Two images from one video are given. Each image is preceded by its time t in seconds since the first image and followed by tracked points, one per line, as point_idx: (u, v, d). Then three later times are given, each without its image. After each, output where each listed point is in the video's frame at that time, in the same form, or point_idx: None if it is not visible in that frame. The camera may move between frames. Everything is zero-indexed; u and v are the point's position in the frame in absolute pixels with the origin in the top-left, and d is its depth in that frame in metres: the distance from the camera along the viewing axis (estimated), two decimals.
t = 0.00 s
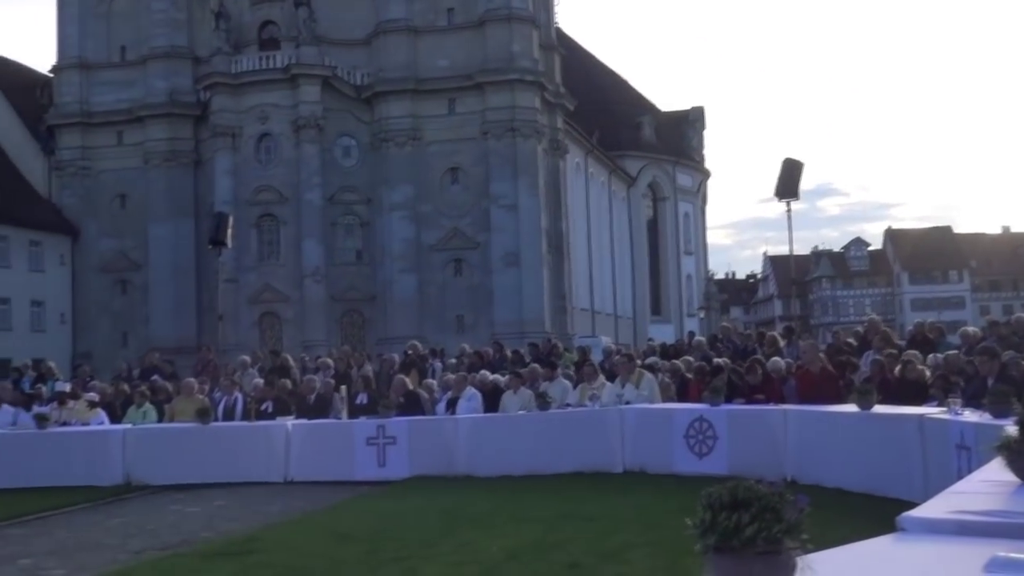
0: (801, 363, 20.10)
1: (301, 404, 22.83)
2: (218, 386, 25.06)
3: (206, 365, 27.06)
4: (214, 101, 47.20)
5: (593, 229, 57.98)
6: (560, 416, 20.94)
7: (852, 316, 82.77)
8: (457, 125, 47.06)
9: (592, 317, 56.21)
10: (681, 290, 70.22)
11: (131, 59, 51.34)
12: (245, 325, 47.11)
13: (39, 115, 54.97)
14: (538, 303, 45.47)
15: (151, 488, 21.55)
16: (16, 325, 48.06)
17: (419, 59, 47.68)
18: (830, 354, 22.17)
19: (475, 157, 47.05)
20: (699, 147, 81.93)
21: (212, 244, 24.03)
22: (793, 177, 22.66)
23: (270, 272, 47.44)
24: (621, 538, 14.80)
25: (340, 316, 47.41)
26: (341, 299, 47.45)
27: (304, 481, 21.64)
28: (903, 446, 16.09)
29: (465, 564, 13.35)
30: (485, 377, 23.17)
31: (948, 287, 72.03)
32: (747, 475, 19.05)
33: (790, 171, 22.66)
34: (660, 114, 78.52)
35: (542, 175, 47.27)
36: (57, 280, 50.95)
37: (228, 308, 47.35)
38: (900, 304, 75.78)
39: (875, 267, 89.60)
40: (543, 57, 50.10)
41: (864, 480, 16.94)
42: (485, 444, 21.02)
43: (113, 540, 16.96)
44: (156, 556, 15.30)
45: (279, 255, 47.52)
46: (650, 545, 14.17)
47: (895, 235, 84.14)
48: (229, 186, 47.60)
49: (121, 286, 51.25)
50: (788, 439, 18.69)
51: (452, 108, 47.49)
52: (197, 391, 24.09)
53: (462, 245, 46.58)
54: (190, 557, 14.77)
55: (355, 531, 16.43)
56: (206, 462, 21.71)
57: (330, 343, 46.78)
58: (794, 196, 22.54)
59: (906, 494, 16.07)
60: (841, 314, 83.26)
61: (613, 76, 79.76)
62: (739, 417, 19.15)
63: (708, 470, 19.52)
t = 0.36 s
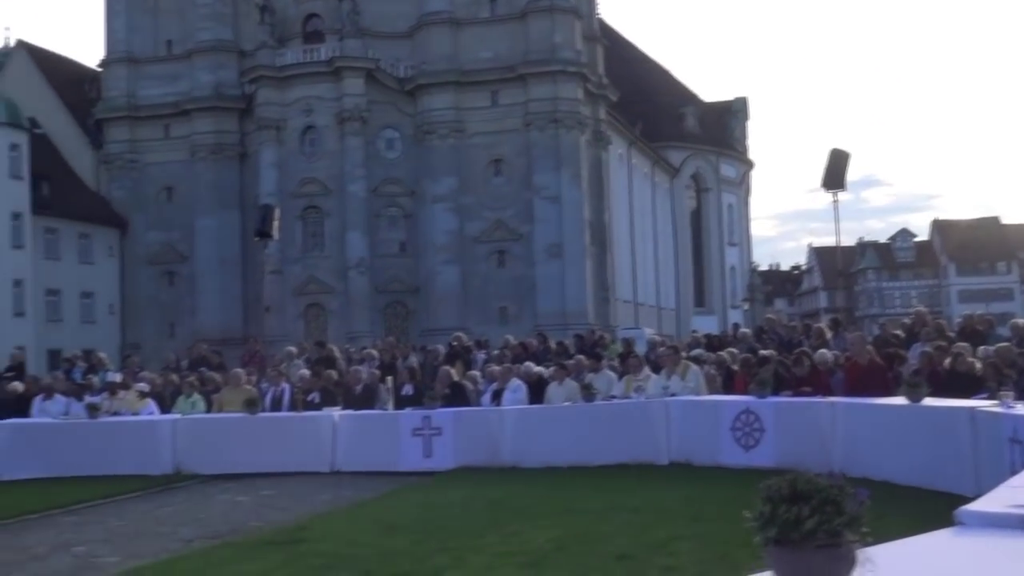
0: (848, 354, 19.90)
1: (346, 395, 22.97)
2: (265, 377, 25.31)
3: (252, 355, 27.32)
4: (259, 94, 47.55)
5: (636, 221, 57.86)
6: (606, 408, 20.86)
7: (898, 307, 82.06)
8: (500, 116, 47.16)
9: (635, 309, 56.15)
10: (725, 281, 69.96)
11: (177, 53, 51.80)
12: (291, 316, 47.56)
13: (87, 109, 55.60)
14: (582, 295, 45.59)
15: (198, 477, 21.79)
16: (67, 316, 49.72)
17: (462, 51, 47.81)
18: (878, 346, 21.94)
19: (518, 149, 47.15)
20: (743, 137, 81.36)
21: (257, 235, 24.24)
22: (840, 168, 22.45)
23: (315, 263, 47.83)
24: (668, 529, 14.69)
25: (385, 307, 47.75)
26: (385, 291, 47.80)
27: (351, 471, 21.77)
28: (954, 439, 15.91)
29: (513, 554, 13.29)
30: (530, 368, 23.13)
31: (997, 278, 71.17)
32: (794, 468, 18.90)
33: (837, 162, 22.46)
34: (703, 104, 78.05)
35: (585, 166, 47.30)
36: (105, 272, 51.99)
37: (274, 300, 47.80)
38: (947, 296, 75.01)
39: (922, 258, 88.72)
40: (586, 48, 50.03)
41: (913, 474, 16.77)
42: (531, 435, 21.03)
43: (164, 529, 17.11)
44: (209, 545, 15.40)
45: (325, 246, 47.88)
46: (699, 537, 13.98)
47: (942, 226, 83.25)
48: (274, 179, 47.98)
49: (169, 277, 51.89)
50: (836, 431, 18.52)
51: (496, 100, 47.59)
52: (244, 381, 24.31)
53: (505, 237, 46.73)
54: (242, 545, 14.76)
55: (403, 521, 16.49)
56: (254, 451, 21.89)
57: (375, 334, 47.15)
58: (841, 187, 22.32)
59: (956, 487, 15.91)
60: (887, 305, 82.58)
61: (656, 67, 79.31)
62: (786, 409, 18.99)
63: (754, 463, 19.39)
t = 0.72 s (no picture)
0: (905, 346, 19.64)
1: (399, 385, 23.10)
2: (318, 367, 25.55)
3: (305, 347, 27.61)
4: (311, 87, 47.99)
5: (686, 212, 57.62)
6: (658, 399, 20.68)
7: (953, 299, 81.14)
8: (550, 107, 47.23)
9: (685, 301, 55.98)
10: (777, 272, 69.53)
11: (230, 47, 52.39)
12: (342, 307, 47.98)
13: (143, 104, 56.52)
14: (631, 286, 45.67)
15: (252, 467, 21.99)
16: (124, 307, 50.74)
17: (512, 43, 47.94)
18: (935, 339, 21.63)
19: (567, 140, 47.17)
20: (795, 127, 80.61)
21: (310, 228, 24.50)
22: (895, 159, 22.17)
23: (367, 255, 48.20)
24: (723, 521, 14.55)
25: (435, 298, 48.05)
26: (436, 283, 48.10)
27: (404, 461, 21.86)
28: (1012, 433, 15.64)
29: (568, 544, 13.17)
30: (583, 360, 23.09)
31: None
32: (850, 461, 18.58)
33: (892, 153, 22.19)
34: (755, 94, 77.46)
35: (635, 158, 47.26)
36: (160, 264, 52.83)
37: (326, 291, 48.28)
38: (1003, 288, 74.04)
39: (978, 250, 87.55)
40: (635, 38, 49.91)
41: (972, 469, 16.43)
42: (583, 426, 20.96)
43: (221, 518, 17.28)
44: (266, 534, 15.51)
45: (377, 237, 48.20)
46: (754, 529, 13.79)
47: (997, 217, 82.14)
48: (325, 171, 48.35)
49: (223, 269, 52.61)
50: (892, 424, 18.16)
51: (546, 91, 47.66)
52: (298, 372, 24.56)
53: (555, 228, 46.86)
54: (299, 534, 14.85)
55: (457, 512, 16.52)
56: (308, 441, 22.02)
57: (425, 326, 47.45)
58: (897, 178, 22.05)
59: (1017, 482, 15.56)
60: (941, 297, 81.68)
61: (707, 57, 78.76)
62: (841, 402, 18.68)
63: (808, 456, 19.09)
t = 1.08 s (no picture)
0: (957, 337, 19.36)
1: (449, 380, 23.15)
2: (368, 363, 25.70)
3: (354, 343, 27.79)
4: (357, 84, 48.29)
5: (732, 204, 57.34)
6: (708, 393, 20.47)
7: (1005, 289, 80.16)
8: (595, 100, 47.17)
9: (732, 293, 55.74)
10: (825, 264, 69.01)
11: (276, 46, 52.82)
12: (390, 302, 48.29)
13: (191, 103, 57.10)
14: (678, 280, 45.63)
15: (301, 462, 22.12)
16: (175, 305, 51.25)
17: (556, 37, 47.95)
18: (988, 330, 21.34)
19: (613, 133, 47.09)
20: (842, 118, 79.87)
21: (359, 224, 24.67)
22: (946, 147, 21.93)
23: (414, 251, 48.45)
24: (775, 515, 14.45)
25: (482, 293, 48.22)
26: (482, 278, 48.25)
27: (454, 456, 21.86)
28: None
29: (621, 539, 13.05)
30: (632, 354, 23.02)
31: None
32: (904, 455, 18.15)
33: (943, 141, 21.93)
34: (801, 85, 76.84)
35: (681, 150, 47.12)
36: (210, 261, 53.40)
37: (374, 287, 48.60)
38: None
39: None
40: (680, 30, 49.73)
41: None
42: (632, 420, 20.82)
43: (274, 512, 17.46)
44: (316, 529, 15.62)
45: (424, 233, 48.42)
46: (806, 524, 13.65)
47: None
48: (372, 168, 48.61)
49: (272, 266, 53.10)
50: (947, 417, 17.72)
51: (591, 85, 47.60)
52: (347, 368, 24.72)
53: (601, 222, 46.86)
54: (348, 528, 14.98)
55: (506, 505, 16.57)
56: (358, 436, 22.09)
57: (472, 321, 47.63)
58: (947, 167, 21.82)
59: None
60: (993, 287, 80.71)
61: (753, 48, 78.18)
62: (894, 395, 18.28)
63: (861, 449, 18.71)
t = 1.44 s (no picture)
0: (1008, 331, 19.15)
1: (494, 377, 23.17)
2: (413, 360, 25.78)
3: (399, 340, 27.88)
4: (399, 83, 48.52)
5: (776, 198, 57.03)
6: (755, 389, 20.36)
7: None
8: (636, 96, 47.07)
9: (776, 288, 55.45)
10: (870, 258, 68.45)
11: (318, 45, 53.13)
12: (433, 299, 48.48)
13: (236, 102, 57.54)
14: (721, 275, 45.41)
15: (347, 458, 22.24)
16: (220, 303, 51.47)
17: (598, 33, 47.94)
18: None
19: (655, 129, 46.95)
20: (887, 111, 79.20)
21: (403, 222, 24.76)
22: (995, 139, 21.70)
23: (457, 248, 48.59)
24: (826, 512, 14.32)
25: (525, 290, 48.26)
26: (525, 274, 48.28)
27: (500, 452, 21.87)
28: None
29: (671, 535, 13.07)
30: (677, 349, 22.94)
31: None
32: (956, 450, 18.00)
33: (992, 133, 21.71)
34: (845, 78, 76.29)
35: (724, 145, 46.92)
36: (255, 259, 53.77)
37: (417, 284, 48.79)
38: None
39: None
40: (722, 25, 49.54)
41: None
42: (678, 416, 20.73)
43: (322, 508, 17.56)
44: (366, 524, 15.69)
45: (467, 229, 48.53)
46: (859, 520, 13.58)
47: None
48: (414, 165, 48.77)
49: (316, 264, 53.43)
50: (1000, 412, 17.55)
51: (633, 80, 47.50)
52: (393, 364, 24.81)
53: (644, 218, 46.73)
54: (398, 524, 15.05)
55: (554, 501, 16.58)
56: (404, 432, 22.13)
57: (516, 318, 47.67)
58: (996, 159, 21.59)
59: None
60: None
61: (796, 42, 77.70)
62: (945, 390, 18.13)
63: (911, 445, 18.57)
